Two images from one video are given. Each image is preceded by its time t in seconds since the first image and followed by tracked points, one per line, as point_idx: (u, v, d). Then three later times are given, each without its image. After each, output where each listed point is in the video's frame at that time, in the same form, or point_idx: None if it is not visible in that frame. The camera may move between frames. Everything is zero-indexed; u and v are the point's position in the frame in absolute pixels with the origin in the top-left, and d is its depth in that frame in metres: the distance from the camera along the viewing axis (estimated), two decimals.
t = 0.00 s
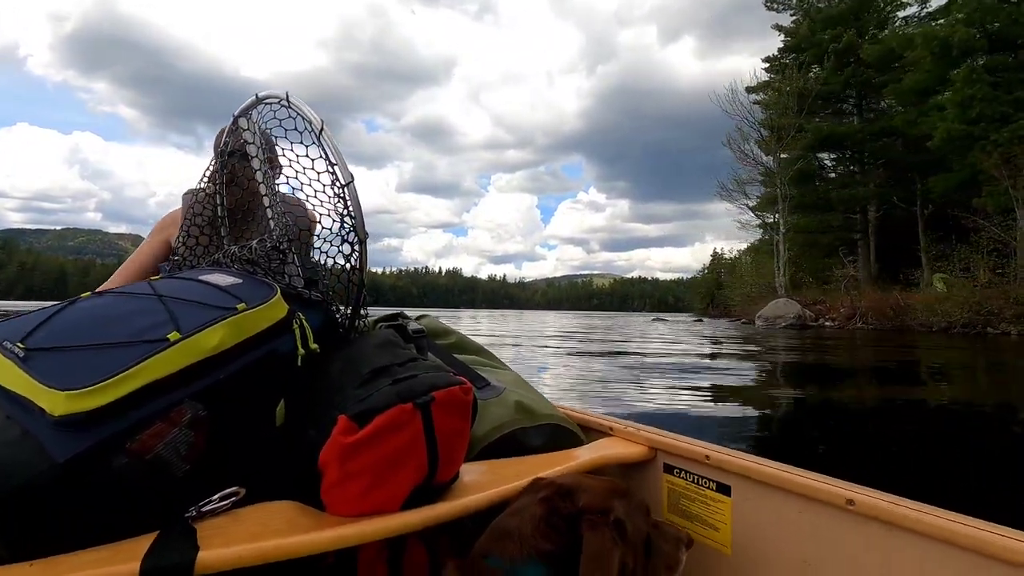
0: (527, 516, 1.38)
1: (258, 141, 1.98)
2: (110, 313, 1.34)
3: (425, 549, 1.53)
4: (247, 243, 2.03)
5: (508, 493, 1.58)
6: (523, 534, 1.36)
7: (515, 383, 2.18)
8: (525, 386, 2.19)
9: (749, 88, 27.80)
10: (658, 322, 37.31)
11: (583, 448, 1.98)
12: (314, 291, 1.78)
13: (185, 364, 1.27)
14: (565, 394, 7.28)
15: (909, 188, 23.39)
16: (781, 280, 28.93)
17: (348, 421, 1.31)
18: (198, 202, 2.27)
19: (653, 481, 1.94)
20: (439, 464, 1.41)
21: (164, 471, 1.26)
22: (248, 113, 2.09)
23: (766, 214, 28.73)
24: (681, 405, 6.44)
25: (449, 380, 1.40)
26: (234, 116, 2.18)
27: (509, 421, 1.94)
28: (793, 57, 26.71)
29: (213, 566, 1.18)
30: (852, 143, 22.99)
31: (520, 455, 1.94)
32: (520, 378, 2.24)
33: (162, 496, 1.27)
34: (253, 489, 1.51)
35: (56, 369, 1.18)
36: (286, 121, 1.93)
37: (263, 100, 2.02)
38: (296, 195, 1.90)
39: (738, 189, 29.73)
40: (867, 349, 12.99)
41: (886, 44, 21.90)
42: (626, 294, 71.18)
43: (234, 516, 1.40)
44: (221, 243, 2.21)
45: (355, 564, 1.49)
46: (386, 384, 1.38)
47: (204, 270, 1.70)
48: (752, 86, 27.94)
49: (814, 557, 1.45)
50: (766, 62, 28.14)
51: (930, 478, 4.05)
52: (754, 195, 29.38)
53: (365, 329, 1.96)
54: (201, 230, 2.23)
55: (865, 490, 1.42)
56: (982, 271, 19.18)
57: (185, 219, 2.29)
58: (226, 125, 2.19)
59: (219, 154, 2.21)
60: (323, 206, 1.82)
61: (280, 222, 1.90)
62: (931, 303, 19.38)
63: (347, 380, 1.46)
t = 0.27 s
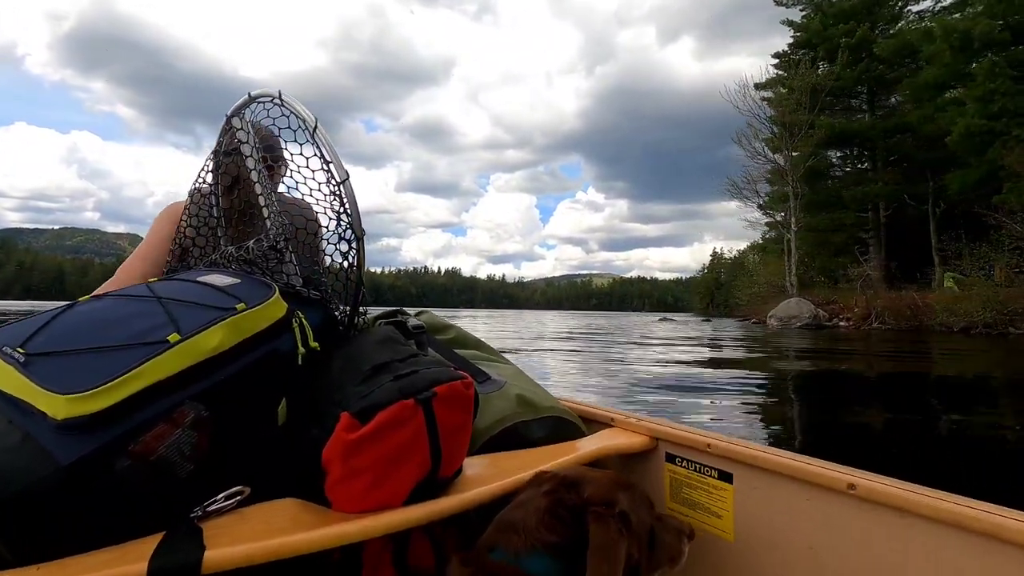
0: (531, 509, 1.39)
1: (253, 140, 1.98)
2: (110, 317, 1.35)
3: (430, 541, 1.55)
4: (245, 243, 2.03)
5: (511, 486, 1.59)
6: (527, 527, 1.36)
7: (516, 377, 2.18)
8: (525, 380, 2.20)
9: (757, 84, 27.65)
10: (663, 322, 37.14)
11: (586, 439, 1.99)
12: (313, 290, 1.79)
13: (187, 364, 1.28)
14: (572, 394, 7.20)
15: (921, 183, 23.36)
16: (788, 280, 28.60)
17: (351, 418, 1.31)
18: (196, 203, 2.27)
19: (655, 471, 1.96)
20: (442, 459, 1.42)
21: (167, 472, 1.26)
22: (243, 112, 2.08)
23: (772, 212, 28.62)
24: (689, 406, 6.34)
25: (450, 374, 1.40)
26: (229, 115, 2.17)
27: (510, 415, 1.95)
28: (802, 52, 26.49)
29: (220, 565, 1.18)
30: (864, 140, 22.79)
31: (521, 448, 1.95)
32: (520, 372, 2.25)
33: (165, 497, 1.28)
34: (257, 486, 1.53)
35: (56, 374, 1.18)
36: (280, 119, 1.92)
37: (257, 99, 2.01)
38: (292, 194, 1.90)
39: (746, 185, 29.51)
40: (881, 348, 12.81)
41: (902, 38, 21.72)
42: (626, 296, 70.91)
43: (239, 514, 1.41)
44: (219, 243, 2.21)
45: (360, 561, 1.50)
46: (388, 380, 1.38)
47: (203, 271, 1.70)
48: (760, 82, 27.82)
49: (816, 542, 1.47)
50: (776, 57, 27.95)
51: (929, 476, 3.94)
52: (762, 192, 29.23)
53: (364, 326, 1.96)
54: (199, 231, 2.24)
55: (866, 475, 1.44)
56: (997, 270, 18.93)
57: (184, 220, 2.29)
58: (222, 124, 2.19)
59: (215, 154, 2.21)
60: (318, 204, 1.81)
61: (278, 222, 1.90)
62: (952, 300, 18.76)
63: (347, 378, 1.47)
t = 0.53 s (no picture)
0: (525, 507, 1.38)
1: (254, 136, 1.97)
2: (111, 309, 1.34)
3: (427, 537, 1.54)
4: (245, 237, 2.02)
5: (508, 483, 1.58)
6: (520, 525, 1.35)
7: (513, 374, 2.18)
8: (523, 377, 2.19)
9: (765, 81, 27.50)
10: (667, 323, 36.96)
11: (583, 438, 1.98)
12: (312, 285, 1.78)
13: (188, 356, 1.27)
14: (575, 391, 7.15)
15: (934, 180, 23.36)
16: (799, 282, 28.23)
17: (350, 413, 1.31)
18: (196, 196, 2.26)
19: (651, 472, 1.94)
20: (440, 455, 1.41)
21: (166, 465, 1.25)
22: (245, 106, 2.07)
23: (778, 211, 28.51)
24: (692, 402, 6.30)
25: (448, 371, 1.39)
26: (230, 108, 2.16)
27: (508, 412, 1.94)
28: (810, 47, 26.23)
29: (217, 559, 1.18)
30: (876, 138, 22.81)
31: (518, 447, 1.94)
32: (518, 369, 2.25)
33: (164, 491, 1.26)
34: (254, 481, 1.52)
35: (56, 366, 1.18)
36: (282, 114, 1.90)
37: (259, 94, 2.00)
38: (293, 189, 1.88)
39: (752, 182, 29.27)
40: (893, 347, 12.68)
41: (917, 34, 21.89)
42: (625, 296, 70.72)
43: (236, 509, 1.41)
44: (219, 237, 2.20)
45: (356, 556, 1.48)
46: (386, 376, 1.38)
47: (203, 265, 1.69)
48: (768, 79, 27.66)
49: (812, 544, 1.46)
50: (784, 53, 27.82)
51: (924, 473, 3.81)
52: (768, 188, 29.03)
53: (364, 323, 1.95)
54: (199, 224, 2.23)
55: (862, 478, 1.43)
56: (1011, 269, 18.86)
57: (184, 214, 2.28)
58: (223, 118, 2.18)
59: (216, 148, 2.20)
60: (319, 199, 1.80)
61: (278, 217, 1.89)
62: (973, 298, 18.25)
63: (346, 373, 1.46)
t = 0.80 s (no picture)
0: (524, 516, 1.37)
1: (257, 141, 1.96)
2: (111, 311, 1.33)
3: (424, 544, 1.53)
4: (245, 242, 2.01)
5: (507, 490, 1.58)
6: (518, 534, 1.35)
7: (512, 381, 2.17)
8: (523, 385, 2.19)
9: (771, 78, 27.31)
10: (670, 323, 36.79)
11: (582, 446, 1.98)
12: (313, 290, 1.77)
13: (188, 360, 1.26)
14: (577, 394, 7.05)
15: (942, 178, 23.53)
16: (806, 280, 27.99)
17: (348, 419, 1.30)
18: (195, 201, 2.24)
19: (651, 480, 1.94)
20: (438, 461, 1.40)
21: (163, 471, 1.24)
22: (248, 112, 2.06)
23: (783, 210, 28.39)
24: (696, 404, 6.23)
25: (447, 378, 1.39)
26: (232, 113, 2.15)
27: (509, 419, 1.94)
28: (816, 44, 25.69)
29: (213, 565, 1.17)
30: (888, 135, 22.75)
31: (516, 452, 1.94)
32: (517, 376, 2.25)
33: (162, 494, 1.26)
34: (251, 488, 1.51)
35: (54, 368, 1.16)
36: (286, 120, 1.90)
37: (261, 99, 1.99)
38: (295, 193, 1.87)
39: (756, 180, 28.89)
40: (904, 348, 12.53)
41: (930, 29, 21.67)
42: (624, 297, 70.39)
43: (234, 514, 1.40)
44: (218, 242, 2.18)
45: (352, 563, 1.48)
46: (384, 383, 1.38)
47: (202, 269, 1.68)
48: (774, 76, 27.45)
49: (812, 553, 1.45)
50: (791, 50, 27.59)
51: (923, 471, 3.74)
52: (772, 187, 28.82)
53: (363, 327, 1.95)
54: (197, 228, 2.21)
55: (862, 488, 1.41)
56: None
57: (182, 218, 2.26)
58: (225, 124, 2.17)
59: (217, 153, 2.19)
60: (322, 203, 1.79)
61: (279, 221, 1.88)
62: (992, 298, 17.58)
63: (346, 379, 1.45)
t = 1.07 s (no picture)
0: (526, 522, 1.38)
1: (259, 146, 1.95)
2: (114, 315, 1.33)
3: (425, 550, 1.53)
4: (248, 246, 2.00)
5: (509, 495, 1.58)
6: (520, 540, 1.35)
7: (514, 386, 2.17)
8: (524, 389, 2.19)
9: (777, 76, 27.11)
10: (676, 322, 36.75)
11: (584, 451, 1.98)
12: (314, 295, 1.77)
13: (190, 365, 1.26)
14: (580, 395, 7.01)
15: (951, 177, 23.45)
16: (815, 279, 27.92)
17: (349, 424, 1.30)
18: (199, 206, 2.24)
19: (654, 485, 1.94)
20: (440, 466, 1.40)
21: (164, 475, 1.23)
22: (250, 116, 2.05)
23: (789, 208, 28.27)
24: (699, 407, 6.13)
25: (448, 383, 1.39)
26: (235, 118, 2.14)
27: (510, 424, 1.94)
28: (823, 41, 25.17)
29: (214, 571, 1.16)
30: (897, 134, 22.47)
31: (518, 457, 1.94)
32: (519, 380, 2.25)
33: (161, 499, 1.25)
34: (253, 493, 1.50)
35: (56, 372, 1.16)
36: (287, 125, 1.89)
37: (263, 103, 1.98)
38: (297, 198, 1.87)
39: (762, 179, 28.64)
40: (916, 349, 12.40)
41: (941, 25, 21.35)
42: (623, 296, 70.29)
43: (235, 520, 1.39)
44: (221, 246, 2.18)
45: (354, 567, 1.48)
46: (386, 389, 1.38)
47: (204, 273, 1.67)
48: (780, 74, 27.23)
49: (815, 560, 1.44)
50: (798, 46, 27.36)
51: (935, 474, 3.72)
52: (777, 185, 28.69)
53: (364, 331, 1.94)
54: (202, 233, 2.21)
55: (865, 494, 1.40)
56: None
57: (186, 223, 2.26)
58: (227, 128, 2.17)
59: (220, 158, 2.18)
60: (323, 209, 1.79)
61: (281, 226, 1.87)
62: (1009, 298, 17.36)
63: (347, 383, 1.45)
